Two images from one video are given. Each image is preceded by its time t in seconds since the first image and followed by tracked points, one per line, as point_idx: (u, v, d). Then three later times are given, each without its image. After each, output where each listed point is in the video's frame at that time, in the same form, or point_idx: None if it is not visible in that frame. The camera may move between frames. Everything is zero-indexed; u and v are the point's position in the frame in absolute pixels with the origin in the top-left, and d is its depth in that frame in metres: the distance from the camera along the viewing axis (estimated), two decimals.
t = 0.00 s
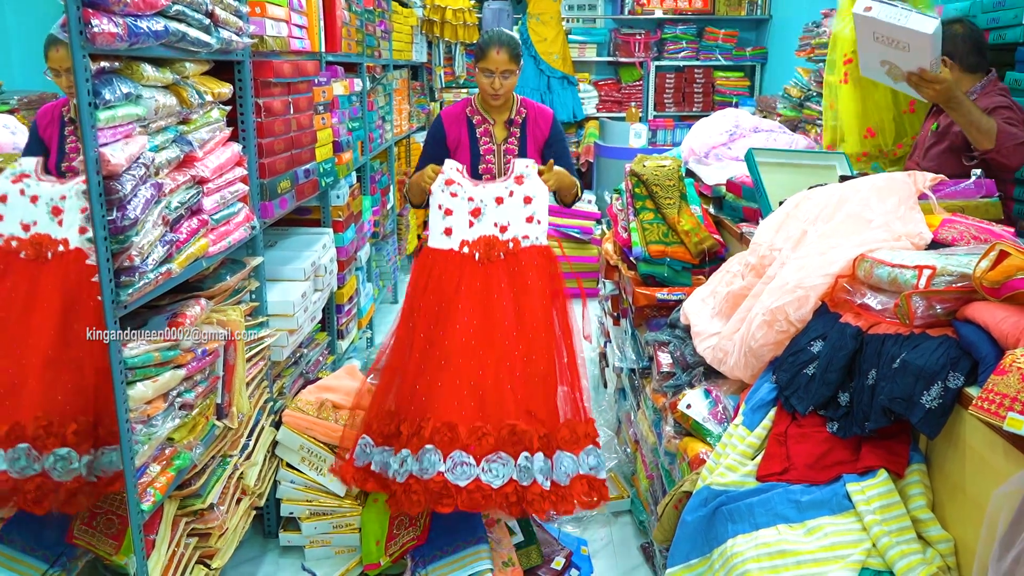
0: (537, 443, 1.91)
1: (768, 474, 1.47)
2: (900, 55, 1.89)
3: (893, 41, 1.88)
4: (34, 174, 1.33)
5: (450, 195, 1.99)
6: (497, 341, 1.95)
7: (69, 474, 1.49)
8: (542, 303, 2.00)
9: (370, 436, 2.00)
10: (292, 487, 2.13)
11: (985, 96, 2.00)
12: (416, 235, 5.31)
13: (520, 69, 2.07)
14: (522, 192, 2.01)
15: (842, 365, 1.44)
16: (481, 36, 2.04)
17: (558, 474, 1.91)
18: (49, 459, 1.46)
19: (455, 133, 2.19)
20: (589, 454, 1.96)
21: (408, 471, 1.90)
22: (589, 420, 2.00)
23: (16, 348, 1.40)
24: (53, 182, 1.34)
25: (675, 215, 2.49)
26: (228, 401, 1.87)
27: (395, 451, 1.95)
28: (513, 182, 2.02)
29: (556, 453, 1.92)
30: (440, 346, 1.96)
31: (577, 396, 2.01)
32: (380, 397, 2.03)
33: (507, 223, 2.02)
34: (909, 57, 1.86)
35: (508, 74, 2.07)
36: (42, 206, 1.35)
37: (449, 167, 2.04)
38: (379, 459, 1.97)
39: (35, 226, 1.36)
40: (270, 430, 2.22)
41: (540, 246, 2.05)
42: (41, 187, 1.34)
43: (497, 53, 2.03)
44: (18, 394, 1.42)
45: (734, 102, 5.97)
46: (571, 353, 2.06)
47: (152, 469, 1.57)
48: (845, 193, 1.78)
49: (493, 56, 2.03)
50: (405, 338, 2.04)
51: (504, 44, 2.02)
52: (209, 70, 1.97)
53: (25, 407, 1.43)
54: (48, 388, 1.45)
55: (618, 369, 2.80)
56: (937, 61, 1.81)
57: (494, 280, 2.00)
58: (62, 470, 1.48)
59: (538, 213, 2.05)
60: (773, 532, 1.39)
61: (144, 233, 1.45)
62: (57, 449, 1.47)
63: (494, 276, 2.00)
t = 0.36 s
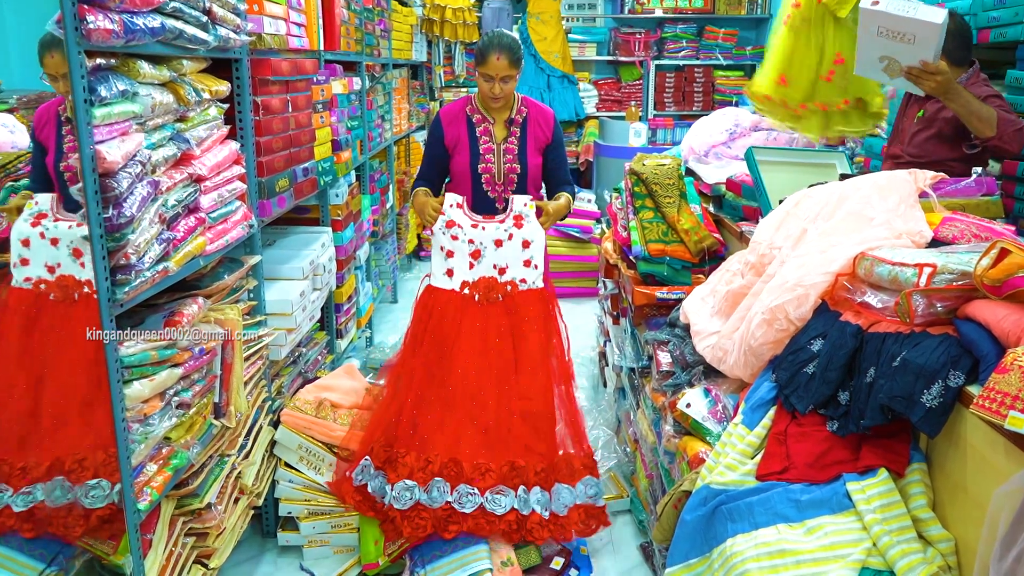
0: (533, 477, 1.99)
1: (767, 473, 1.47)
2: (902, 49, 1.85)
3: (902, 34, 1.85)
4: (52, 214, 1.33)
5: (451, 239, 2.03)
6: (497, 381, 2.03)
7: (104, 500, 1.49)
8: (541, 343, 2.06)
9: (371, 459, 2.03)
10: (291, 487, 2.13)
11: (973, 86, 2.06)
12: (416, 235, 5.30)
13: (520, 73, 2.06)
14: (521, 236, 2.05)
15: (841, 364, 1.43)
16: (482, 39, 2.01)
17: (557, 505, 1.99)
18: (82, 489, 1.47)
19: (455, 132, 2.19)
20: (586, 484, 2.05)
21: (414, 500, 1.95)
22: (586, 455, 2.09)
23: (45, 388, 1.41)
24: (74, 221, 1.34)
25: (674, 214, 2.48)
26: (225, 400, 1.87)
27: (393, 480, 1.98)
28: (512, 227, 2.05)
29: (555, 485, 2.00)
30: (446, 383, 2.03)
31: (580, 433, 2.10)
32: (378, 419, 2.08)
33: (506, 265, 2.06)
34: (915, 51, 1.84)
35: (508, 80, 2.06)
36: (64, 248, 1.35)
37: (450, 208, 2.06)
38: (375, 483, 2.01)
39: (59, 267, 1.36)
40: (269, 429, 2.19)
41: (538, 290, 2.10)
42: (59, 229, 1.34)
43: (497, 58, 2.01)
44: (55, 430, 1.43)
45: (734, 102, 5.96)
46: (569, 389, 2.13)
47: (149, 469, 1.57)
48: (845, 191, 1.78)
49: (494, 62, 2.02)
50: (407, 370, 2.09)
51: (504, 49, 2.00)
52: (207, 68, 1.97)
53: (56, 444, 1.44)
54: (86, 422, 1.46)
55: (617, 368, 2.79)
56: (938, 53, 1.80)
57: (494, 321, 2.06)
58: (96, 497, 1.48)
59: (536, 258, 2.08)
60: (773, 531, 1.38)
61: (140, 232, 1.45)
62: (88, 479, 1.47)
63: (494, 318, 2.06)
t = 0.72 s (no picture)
0: (526, 475, 2.01)
1: (762, 473, 1.47)
2: (887, 62, 1.80)
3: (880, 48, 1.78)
4: (54, 217, 1.34)
5: (450, 243, 2.03)
6: (495, 382, 2.02)
7: (100, 499, 1.49)
8: (537, 346, 2.07)
9: (370, 457, 2.04)
10: (288, 486, 2.13)
11: (965, 87, 2.09)
12: (415, 235, 5.29)
13: (520, 78, 2.06)
14: (519, 241, 2.06)
15: (836, 363, 1.43)
16: (483, 43, 2.01)
17: (547, 503, 2.01)
18: (78, 488, 1.47)
19: (455, 131, 2.19)
20: (571, 483, 2.06)
21: (411, 499, 1.95)
22: (572, 455, 2.10)
23: (48, 388, 1.42)
24: (75, 225, 1.36)
25: (672, 214, 2.48)
26: (222, 400, 1.87)
27: (391, 479, 1.99)
28: (511, 232, 2.06)
29: (542, 484, 2.02)
30: (443, 383, 2.03)
31: (566, 430, 2.11)
32: (376, 419, 2.08)
33: (504, 269, 2.06)
34: (899, 62, 1.77)
35: (508, 84, 2.07)
36: (67, 251, 1.36)
37: (450, 210, 2.07)
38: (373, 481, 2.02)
39: (63, 272, 1.37)
40: (266, 429, 2.20)
41: (534, 293, 2.10)
42: (62, 234, 1.35)
43: (497, 62, 2.01)
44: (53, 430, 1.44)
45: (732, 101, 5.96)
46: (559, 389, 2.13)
47: (144, 468, 1.57)
48: (841, 192, 1.78)
49: (494, 66, 2.01)
50: (404, 369, 2.08)
51: (504, 53, 2.00)
52: (204, 68, 1.97)
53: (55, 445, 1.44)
54: (84, 424, 1.47)
55: (614, 368, 2.80)
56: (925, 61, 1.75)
57: (491, 323, 2.06)
58: (93, 495, 1.48)
59: (533, 262, 2.08)
60: (767, 531, 1.38)
61: (136, 232, 1.45)
62: (85, 478, 1.47)
63: (491, 320, 2.06)
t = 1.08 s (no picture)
0: (547, 471, 2.00)
1: (786, 475, 1.45)
2: (897, 79, 1.85)
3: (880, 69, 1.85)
4: (77, 206, 1.36)
5: (471, 234, 2.02)
6: (516, 377, 2.02)
7: (123, 492, 1.50)
8: (558, 340, 2.06)
9: (391, 452, 2.04)
10: (308, 483, 2.14)
11: (992, 84, 2.13)
12: (437, 233, 5.30)
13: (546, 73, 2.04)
14: (541, 232, 2.04)
15: (862, 365, 1.41)
16: (507, 39, 2.01)
17: (567, 500, 2.00)
18: (101, 481, 1.49)
19: (480, 129, 2.18)
20: (591, 479, 2.06)
21: (432, 496, 1.95)
22: (593, 450, 2.08)
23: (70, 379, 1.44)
24: (97, 215, 1.37)
25: (695, 213, 2.48)
26: (244, 396, 1.88)
27: (412, 475, 1.99)
28: (533, 223, 2.04)
29: (563, 479, 2.01)
30: (464, 378, 2.03)
31: (587, 425, 2.09)
32: (398, 415, 2.08)
33: (525, 261, 2.05)
34: (908, 79, 1.82)
35: (534, 79, 2.05)
36: (89, 241, 1.38)
37: (470, 201, 2.05)
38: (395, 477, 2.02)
39: (84, 261, 1.39)
40: (288, 426, 2.21)
41: (556, 285, 2.09)
42: (85, 223, 1.37)
43: (522, 58, 2.00)
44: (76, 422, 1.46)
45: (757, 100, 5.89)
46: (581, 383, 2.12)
47: (167, 462, 1.58)
48: (868, 191, 1.75)
49: (520, 61, 2.01)
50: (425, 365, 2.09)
51: (530, 48, 1.99)
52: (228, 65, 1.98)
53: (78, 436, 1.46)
54: (106, 416, 1.48)
55: (636, 368, 2.78)
56: (935, 75, 1.78)
57: (512, 316, 2.05)
58: (115, 488, 1.49)
59: (555, 253, 2.07)
60: (790, 534, 1.36)
61: (159, 228, 1.46)
62: (106, 471, 1.49)
63: (512, 313, 2.05)
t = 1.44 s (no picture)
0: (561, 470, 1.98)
1: (803, 478, 1.42)
2: (925, 70, 1.81)
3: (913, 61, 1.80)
4: (83, 193, 1.38)
5: (485, 227, 1.99)
6: (532, 374, 1.98)
7: (139, 489, 1.51)
8: (574, 335, 2.02)
9: (405, 451, 2.04)
10: (323, 481, 2.15)
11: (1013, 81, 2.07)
12: (454, 233, 5.30)
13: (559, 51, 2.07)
14: (556, 224, 2.00)
15: (882, 367, 1.38)
16: (519, 22, 2.06)
17: (579, 497, 2.00)
18: (117, 477, 1.50)
19: (496, 127, 2.17)
20: (604, 475, 2.06)
21: (446, 496, 1.95)
22: (607, 445, 2.08)
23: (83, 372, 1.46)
24: (102, 203, 1.38)
25: (712, 213, 2.45)
26: (259, 394, 1.89)
27: (427, 474, 1.98)
28: (548, 214, 2.00)
29: (577, 476, 2.00)
30: (479, 375, 1.99)
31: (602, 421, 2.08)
32: (412, 412, 2.06)
33: (541, 254, 2.01)
34: (936, 70, 1.79)
35: (547, 56, 2.06)
36: (98, 232, 1.39)
37: (484, 190, 2.01)
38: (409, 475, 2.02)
39: (94, 252, 1.40)
40: (303, 424, 2.21)
41: (572, 277, 2.05)
42: (94, 214, 1.38)
43: (533, 32, 2.03)
44: (90, 416, 1.48)
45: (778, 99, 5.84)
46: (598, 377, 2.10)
47: (182, 460, 1.59)
48: (889, 191, 1.72)
49: (531, 36, 2.03)
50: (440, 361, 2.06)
51: (541, 27, 2.03)
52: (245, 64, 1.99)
53: (92, 431, 1.48)
54: (121, 410, 1.49)
55: (653, 368, 2.76)
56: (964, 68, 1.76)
57: (528, 311, 2.01)
58: (132, 485, 1.50)
59: (571, 245, 2.02)
60: (808, 538, 1.34)
61: (175, 225, 1.47)
62: (124, 468, 1.50)
63: (528, 307, 2.01)
